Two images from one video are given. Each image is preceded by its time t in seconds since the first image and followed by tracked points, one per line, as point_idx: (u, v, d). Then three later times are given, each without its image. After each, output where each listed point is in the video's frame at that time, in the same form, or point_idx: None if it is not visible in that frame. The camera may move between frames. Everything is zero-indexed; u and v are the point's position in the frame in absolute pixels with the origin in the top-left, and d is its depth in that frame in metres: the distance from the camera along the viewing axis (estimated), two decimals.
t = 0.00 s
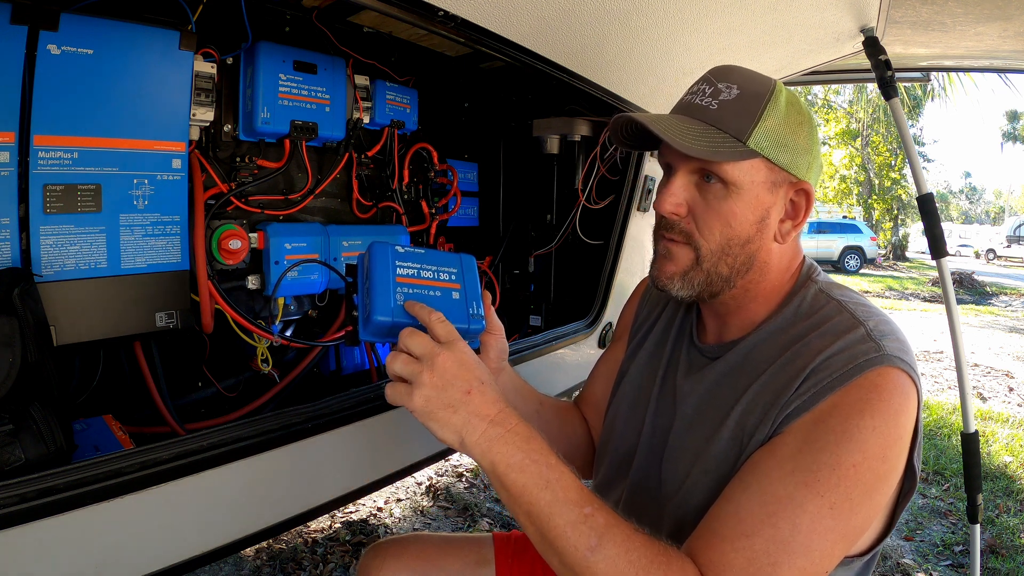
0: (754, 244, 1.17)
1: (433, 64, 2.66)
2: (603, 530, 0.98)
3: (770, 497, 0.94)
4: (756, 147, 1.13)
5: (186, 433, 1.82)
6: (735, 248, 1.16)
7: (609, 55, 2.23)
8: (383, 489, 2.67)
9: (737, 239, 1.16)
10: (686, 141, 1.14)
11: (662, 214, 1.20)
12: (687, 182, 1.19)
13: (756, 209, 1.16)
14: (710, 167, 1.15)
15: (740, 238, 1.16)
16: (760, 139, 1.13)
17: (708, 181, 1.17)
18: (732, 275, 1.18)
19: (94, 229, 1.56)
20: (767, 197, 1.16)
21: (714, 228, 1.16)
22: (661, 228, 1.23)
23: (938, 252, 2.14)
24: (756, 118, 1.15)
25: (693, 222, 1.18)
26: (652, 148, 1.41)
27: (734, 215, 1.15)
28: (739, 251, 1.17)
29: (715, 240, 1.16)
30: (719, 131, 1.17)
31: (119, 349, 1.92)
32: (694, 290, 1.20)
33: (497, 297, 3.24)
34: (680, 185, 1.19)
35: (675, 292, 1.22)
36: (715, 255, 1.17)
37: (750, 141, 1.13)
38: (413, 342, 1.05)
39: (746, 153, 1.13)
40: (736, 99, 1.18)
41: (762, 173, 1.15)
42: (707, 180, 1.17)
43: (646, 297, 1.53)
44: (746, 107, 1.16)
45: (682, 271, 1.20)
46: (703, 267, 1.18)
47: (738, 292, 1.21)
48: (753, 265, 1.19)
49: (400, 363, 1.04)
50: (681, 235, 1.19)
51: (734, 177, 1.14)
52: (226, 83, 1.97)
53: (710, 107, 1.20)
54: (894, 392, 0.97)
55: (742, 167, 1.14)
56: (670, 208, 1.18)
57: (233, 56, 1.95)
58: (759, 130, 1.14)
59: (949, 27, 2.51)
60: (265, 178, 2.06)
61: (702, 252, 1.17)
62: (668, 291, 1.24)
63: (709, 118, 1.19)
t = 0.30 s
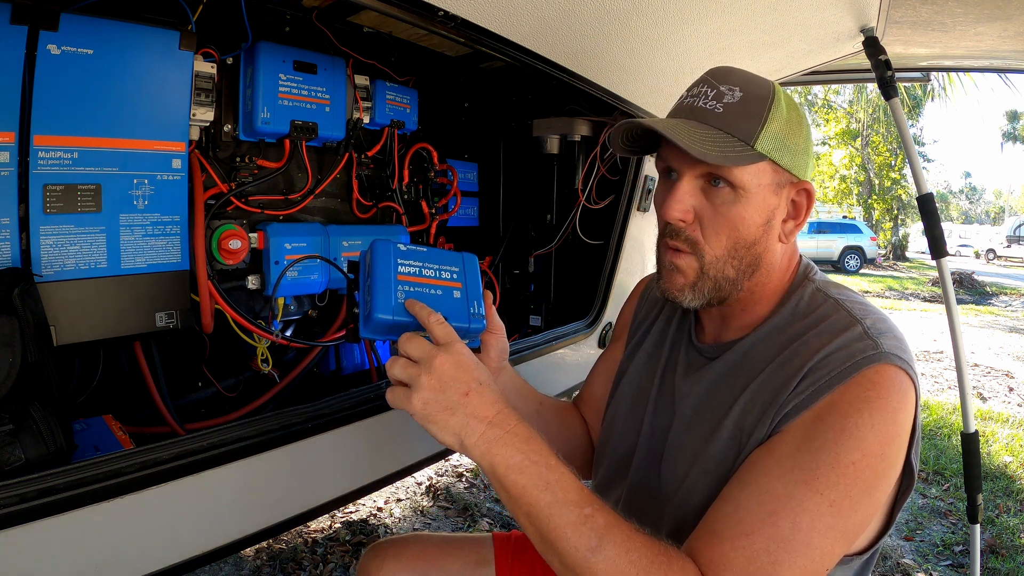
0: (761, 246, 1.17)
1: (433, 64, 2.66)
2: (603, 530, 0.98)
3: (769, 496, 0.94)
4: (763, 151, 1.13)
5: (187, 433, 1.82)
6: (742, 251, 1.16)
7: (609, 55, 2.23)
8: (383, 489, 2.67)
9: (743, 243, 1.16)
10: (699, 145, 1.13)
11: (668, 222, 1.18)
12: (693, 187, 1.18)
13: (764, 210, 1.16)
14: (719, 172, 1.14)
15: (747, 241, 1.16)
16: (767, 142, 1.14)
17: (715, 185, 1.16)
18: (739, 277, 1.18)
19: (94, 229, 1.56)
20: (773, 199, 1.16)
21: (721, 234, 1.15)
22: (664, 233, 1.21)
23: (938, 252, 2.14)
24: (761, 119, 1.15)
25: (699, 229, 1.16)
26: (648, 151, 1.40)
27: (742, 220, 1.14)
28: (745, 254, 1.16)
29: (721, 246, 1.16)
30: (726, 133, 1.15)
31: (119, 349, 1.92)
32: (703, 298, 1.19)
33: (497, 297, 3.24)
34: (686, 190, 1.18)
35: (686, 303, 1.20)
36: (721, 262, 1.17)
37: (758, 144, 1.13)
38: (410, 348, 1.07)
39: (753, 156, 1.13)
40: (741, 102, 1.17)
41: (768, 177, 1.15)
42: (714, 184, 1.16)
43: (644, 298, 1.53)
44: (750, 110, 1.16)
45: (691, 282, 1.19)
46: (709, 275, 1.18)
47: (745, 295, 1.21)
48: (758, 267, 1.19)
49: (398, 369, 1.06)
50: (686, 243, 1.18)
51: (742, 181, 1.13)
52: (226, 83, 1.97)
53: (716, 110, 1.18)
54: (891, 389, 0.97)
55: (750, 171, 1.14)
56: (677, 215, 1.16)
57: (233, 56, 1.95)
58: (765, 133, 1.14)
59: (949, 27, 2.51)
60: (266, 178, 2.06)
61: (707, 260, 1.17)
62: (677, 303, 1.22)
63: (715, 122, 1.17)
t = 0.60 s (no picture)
0: (765, 245, 1.18)
1: (433, 64, 2.66)
2: (604, 528, 0.97)
3: (765, 494, 0.94)
4: (766, 151, 1.14)
5: (187, 433, 1.82)
6: (750, 250, 1.16)
7: (609, 55, 2.23)
8: (383, 489, 2.68)
9: (751, 243, 1.16)
10: (709, 149, 1.12)
11: (676, 227, 1.17)
12: (698, 190, 1.18)
13: (768, 208, 1.17)
14: (723, 173, 1.15)
15: (754, 240, 1.16)
16: (769, 143, 1.15)
17: (720, 186, 1.16)
18: (747, 277, 1.18)
19: (94, 229, 1.56)
20: (774, 197, 1.17)
21: (731, 234, 1.15)
22: (670, 238, 1.20)
23: (938, 252, 2.14)
24: (760, 119, 1.16)
25: (709, 230, 1.16)
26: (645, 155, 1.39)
27: (750, 219, 1.15)
28: (753, 253, 1.17)
29: (731, 246, 1.15)
30: (730, 135, 1.15)
31: (119, 349, 1.92)
32: (712, 299, 1.19)
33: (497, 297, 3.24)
34: (691, 194, 1.18)
35: (695, 306, 1.20)
36: (733, 262, 1.16)
37: (761, 145, 1.14)
38: (421, 337, 1.07)
39: (757, 156, 1.14)
40: (740, 103, 1.18)
41: (769, 175, 1.16)
42: (719, 185, 1.16)
43: (641, 299, 1.53)
44: (750, 111, 1.17)
45: (700, 284, 1.18)
46: (721, 276, 1.17)
47: (747, 297, 1.21)
48: (762, 266, 1.19)
49: (408, 358, 1.07)
50: (697, 245, 1.17)
51: (747, 181, 1.14)
52: (226, 83, 1.97)
53: (717, 111, 1.18)
54: (887, 386, 0.97)
55: (754, 171, 1.14)
56: (686, 220, 1.16)
57: (233, 56, 1.95)
58: (766, 134, 1.15)
59: (949, 27, 2.51)
60: (265, 178, 2.06)
61: (719, 260, 1.16)
62: (686, 307, 1.21)
63: (716, 123, 1.17)
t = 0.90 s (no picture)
0: (757, 245, 1.18)
1: (433, 64, 2.66)
2: (599, 529, 0.97)
3: (760, 492, 0.94)
4: (758, 152, 1.15)
5: (187, 433, 1.82)
6: (741, 250, 1.17)
7: (609, 55, 2.23)
8: (383, 489, 2.68)
9: (744, 243, 1.16)
10: (704, 152, 1.12)
11: (669, 228, 1.17)
12: (690, 191, 1.17)
13: (760, 208, 1.17)
14: (716, 174, 1.15)
15: (746, 240, 1.16)
16: (760, 144, 1.15)
17: (712, 188, 1.16)
18: (739, 277, 1.18)
19: (94, 229, 1.56)
20: (765, 197, 1.18)
21: (724, 235, 1.15)
22: (664, 240, 1.20)
23: (938, 252, 2.14)
24: (752, 121, 1.16)
25: (701, 232, 1.16)
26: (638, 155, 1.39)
27: (741, 220, 1.15)
28: (745, 253, 1.17)
29: (725, 246, 1.16)
30: (723, 137, 1.15)
31: (119, 349, 1.92)
32: (705, 297, 1.19)
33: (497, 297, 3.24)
34: (684, 196, 1.17)
35: (689, 304, 1.19)
36: (726, 262, 1.16)
37: (753, 146, 1.14)
38: (414, 348, 1.09)
39: (748, 158, 1.14)
40: (731, 105, 1.18)
41: (761, 176, 1.16)
42: (711, 187, 1.16)
43: (636, 302, 1.53)
44: (742, 113, 1.17)
45: (693, 282, 1.18)
46: (714, 275, 1.17)
47: (740, 296, 1.22)
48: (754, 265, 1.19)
49: (402, 369, 1.08)
50: (690, 247, 1.17)
51: (739, 182, 1.14)
52: (226, 83, 1.97)
53: (709, 113, 1.17)
54: (879, 381, 0.97)
55: (746, 172, 1.15)
56: (679, 221, 1.16)
57: (233, 56, 1.95)
58: (757, 135, 1.15)
59: (949, 27, 2.51)
60: (266, 178, 2.06)
61: (713, 261, 1.16)
62: (679, 305, 1.21)
63: (708, 125, 1.17)
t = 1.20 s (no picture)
0: (748, 243, 1.19)
1: (433, 64, 2.66)
2: (593, 528, 0.98)
3: (752, 488, 0.94)
4: (751, 152, 1.15)
5: (187, 433, 1.82)
6: (732, 249, 1.17)
7: (609, 55, 2.23)
8: (383, 489, 2.68)
9: (735, 241, 1.17)
10: (698, 150, 1.12)
11: (662, 227, 1.17)
12: (683, 190, 1.18)
13: (752, 207, 1.18)
14: (710, 173, 1.15)
15: (737, 239, 1.17)
16: (753, 144, 1.15)
17: (705, 187, 1.16)
18: (729, 275, 1.18)
19: (94, 229, 1.56)
20: (756, 197, 1.18)
21: (714, 233, 1.15)
22: (656, 238, 1.19)
23: (938, 252, 2.14)
24: (746, 121, 1.16)
25: (693, 230, 1.16)
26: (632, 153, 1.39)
27: (733, 219, 1.15)
28: (736, 252, 1.17)
29: (714, 245, 1.16)
30: (717, 136, 1.15)
31: (119, 349, 1.92)
32: (699, 298, 1.19)
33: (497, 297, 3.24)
34: (677, 195, 1.17)
35: (683, 306, 1.19)
36: (716, 261, 1.16)
37: (746, 146, 1.14)
38: (408, 352, 1.10)
39: (742, 158, 1.14)
40: (727, 106, 1.18)
41: (753, 176, 1.17)
42: (704, 186, 1.16)
43: (629, 304, 1.53)
44: (738, 114, 1.17)
45: (686, 283, 1.18)
46: (704, 275, 1.17)
47: (732, 293, 1.22)
48: (745, 263, 1.19)
49: (396, 373, 1.09)
50: (682, 245, 1.17)
51: (731, 181, 1.14)
52: (226, 83, 1.97)
53: (704, 113, 1.17)
54: (869, 375, 0.97)
55: (739, 172, 1.15)
56: (672, 220, 1.15)
57: (234, 56, 1.95)
58: (751, 135, 1.16)
59: (949, 27, 2.51)
60: (266, 178, 2.06)
61: (703, 259, 1.16)
62: (673, 308, 1.20)
63: (703, 124, 1.17)
